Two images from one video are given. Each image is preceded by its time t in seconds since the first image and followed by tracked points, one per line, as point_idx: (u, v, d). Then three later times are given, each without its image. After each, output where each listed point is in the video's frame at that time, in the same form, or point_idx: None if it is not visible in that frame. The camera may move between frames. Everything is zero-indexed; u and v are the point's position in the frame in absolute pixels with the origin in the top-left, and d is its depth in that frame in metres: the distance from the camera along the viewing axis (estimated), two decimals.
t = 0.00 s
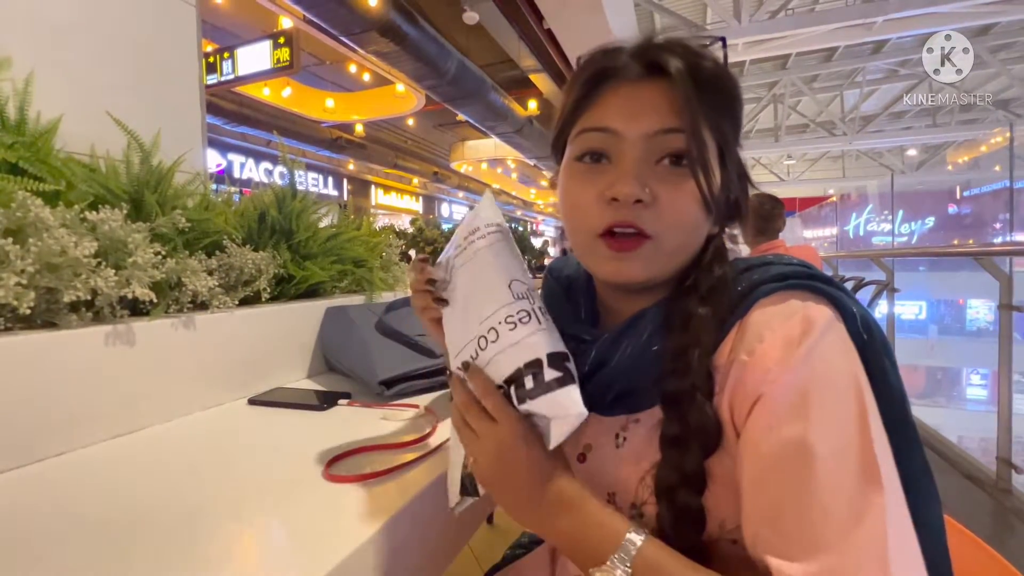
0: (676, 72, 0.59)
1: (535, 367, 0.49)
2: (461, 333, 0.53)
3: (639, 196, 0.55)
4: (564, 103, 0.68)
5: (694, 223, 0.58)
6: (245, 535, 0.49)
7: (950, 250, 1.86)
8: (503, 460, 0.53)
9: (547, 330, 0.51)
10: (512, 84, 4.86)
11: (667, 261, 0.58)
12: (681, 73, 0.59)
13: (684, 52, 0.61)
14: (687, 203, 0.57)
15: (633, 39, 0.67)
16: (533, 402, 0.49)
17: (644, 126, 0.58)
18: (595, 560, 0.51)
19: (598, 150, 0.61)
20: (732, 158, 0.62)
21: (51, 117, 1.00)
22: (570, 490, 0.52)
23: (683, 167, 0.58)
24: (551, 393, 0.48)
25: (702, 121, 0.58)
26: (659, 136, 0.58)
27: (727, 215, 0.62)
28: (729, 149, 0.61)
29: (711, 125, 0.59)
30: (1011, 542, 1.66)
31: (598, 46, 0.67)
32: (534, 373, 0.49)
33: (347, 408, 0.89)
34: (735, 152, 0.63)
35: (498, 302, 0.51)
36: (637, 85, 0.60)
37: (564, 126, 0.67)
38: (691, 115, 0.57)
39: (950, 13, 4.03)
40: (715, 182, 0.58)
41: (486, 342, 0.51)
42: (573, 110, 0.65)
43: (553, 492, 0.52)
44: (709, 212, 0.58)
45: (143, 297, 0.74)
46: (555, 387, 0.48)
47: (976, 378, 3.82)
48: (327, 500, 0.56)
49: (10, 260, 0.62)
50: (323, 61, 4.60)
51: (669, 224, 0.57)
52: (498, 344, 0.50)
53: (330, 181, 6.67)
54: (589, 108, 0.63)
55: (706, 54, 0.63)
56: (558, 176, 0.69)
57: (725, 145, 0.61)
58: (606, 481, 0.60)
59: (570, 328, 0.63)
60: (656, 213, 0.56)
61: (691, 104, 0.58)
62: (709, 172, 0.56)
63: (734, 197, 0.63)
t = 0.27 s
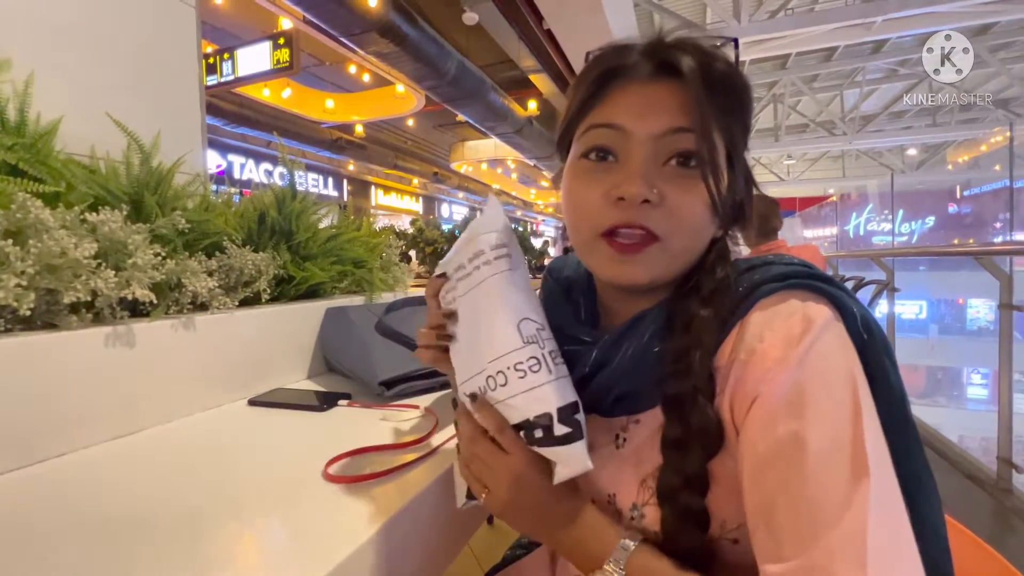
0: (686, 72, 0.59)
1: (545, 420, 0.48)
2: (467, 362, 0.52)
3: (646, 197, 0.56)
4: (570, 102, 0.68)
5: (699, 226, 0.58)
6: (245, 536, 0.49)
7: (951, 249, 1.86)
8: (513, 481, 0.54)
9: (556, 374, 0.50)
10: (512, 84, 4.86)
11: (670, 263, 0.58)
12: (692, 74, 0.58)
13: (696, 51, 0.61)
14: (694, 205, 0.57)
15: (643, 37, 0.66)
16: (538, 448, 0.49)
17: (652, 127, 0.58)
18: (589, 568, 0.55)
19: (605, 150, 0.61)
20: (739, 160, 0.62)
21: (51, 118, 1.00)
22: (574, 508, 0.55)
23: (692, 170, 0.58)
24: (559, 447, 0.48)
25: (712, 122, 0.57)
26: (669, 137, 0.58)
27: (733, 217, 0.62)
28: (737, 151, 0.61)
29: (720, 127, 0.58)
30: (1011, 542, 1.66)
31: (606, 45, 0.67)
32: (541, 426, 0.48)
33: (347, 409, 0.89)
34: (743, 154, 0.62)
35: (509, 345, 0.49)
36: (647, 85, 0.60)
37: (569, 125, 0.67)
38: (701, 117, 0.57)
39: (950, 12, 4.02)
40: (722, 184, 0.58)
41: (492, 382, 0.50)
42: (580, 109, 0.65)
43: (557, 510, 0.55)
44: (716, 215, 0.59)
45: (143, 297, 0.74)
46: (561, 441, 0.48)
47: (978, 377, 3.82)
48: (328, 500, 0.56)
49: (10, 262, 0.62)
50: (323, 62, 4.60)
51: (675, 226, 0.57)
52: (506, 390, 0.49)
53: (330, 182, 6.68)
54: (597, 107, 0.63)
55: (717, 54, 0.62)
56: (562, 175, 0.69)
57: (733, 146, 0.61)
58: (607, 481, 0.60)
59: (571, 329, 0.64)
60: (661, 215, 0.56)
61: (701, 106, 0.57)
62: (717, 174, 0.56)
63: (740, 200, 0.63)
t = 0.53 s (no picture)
0: (687, 75, 0.58)
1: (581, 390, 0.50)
2: (497, 337, 0.52)
3: (646, 204, 0.55)
4: (568, 102, 0.67)
5: (699, 230, 0.58)
6: (246, 536, 0.49)
7: (951, 249, 1.86)
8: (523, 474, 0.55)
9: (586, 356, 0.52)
10: (512, 85, 4.86)
11: (669, 267, 0.58)
12: (693, 76, 0.58)
13: (696, 52, 0.61)
14: (693, 209, 0.57)
15: (642, 36, 0.66)
16: (566, 422, 0.50)
17: (652, 131, 0.58)
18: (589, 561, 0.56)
19: (605, 153, 0.61)
20: (739, 163, 0.62)
21: (52, 119, 1.00)
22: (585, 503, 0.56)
23: (691, 175, 0.58)
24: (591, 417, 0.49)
25: (712, 127, 0.57)
26: (670, 141, 0.58)
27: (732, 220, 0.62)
28: (737, 154, 0.61)
29: (721, 131, 0.58)
30: (1012, 542, 1.66)
31: (605, 43, 0.66)
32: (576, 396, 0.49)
33: (348, 409, 0.89)
34: (742, 157, 0.62)
35: (546, 322, 0.51)
36: (647, 87, 0.59)
37: (568, 125, 0.67)
38: (702, 121, 0.57)
39: (951, 11, 4.02)
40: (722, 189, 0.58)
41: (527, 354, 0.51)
42: (579, 110, 0.65)
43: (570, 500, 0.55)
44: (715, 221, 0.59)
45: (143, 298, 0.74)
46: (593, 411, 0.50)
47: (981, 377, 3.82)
48: (329, 500, 0.56)
49: (11, 263, 0.62)
50: (323, 62, 4.60)
51: (674, 232, 0.57)
52: (541, 363, 0.50)
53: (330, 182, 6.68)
54: (596, 109, 0.62)
55: (718, 54, 0.62)
56: (560, 176, 0.68)
57: (733, 149, 0.60)
58: (608, 482, 0.60)
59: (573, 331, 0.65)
60: (660, 220, 0.56)
61: (700, 109, 0.57)
62: (717, 181, 0.56)
63: (739, 204, 0.63)
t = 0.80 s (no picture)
0: (684, 76, 0.58)
1: (573, 417, 0.50)
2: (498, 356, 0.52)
3: (643, 206, 0.55)
4: (566, 102, 0.67)
5: (695, 232, 0.58)
6: (246, 537, 0.49)
7: (952, 249, 1.85)
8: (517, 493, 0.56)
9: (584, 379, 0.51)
10: (512, 85, 4.86)
11: (666, 269, 0.58)
12: (690, 77, 0.58)
13: (694, 53, 0.61)
14: (690, 212, 0.57)
15: (639, 37, 0.66)
16: (558, 445, 0.50)
17: (648, 133, 0.58)
18: None
19: (602, 155, 0.61)
20: (737, 164, 0.62)
21: (51, 119, 1.00)
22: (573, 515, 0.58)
23: (688, 176, 0.58)
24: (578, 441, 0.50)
25: (708, 129, 0.57)
26: (666, 143, 0.58)
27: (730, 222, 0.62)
28: (735, 155, 0.61)
29: (717, 133, 0.58)
30: (1012, 541, 1.66)
31: (603, 43, 0.66)
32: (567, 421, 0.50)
33: (347, 409, 0.89)
34: (741, 157, 0.62)
35: (548, 345, 0.50)
36: (644, 88, 0.59)
37: (565, 125, 0.67)
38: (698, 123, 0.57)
39: (951, 11, 4.02)
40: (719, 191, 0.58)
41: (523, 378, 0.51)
42: (575, 112, 0.64)
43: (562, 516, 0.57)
44: (712, 223, 0.59)
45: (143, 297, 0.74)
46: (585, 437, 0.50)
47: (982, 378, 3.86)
48: (330, 501, 0.56)
49: (11, 263, 0.62)
50: (323, 62, 4.60)
51: (670, 235, 0.57)
52: (538, 388, 0.50)
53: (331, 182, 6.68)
54: (592, 110, 0.62)
55: (716, 55, 0.62)
56: (556, 177, 0.68)
57: (731, 151, 0.61)
58: (607, 484, 0.60)
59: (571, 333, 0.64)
60: (656, 222, 0.56)
61: (699, 112, 0.57)
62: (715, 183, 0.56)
63: (737, 204, 0.63)
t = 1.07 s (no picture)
0: (682, 76, 0.58)
1: (557, 402, 0.49)
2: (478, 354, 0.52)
3: (640, 206, 0.55)
4: (564, 102, 0.67)
5: (693, 232, 0.58)
6: (245, 537, 0.49)
7: (952, 248, 1.85)
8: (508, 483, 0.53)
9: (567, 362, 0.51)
10: (512, 85, 4.86)
11: (665, 269, 0.58)
12: (686, 78, 0.58)
13: (691, 54, 0.61)
14: (687, 212, 0.57)
15: (636, 38, 0.66)
16: (548, 436, 0.49)
17: (646, 133, 0.58)
18: None
19: (599, 156, 0.61)
20: (736, 163, 0.62)
21: (51, 119, 1.00)
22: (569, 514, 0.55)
23: (685, 176, 0.58)
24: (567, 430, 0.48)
25: (706, 128, 0.57)
26: (663, 143, 0.57)
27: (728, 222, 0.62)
28: (734, 155, 0.61)
29: (716, 131, 0.58)
30: (1013, 541, 1.66)
31: (601, 44, 0.66)
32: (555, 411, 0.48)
33: (347, 409, 0.89)
34: (739, 158, 0.63)
35: (524, 334, 0.50)
36: (642, 89, 0.59)
37: (563, 127, 0.67)
38: (696, 123, 0.57)
39: (951, 11, 4.02)
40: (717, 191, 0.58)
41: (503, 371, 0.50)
42: (572, 113, 0.65)
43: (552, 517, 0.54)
44: (711, 223, 0.59)
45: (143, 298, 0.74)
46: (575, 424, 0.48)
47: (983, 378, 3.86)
48: (329, 500, 0.56)
49: (11, 263, 0.62)
50: (323, 62, 4.60)
51: (669, 235, 0.56)
52: (520, 378, 0.49)
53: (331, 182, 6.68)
54: (590, 111, 0.62)
55: (712, 56, 0.62)
56: (555, 177, 0.68)
57: (728, 151, 0.61)
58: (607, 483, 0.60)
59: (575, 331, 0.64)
60: (654, 222, 0.56)
61: (696, 113, 0.57)
62: (713, 182, 0.56)
63: (736, 204, 0.63)
